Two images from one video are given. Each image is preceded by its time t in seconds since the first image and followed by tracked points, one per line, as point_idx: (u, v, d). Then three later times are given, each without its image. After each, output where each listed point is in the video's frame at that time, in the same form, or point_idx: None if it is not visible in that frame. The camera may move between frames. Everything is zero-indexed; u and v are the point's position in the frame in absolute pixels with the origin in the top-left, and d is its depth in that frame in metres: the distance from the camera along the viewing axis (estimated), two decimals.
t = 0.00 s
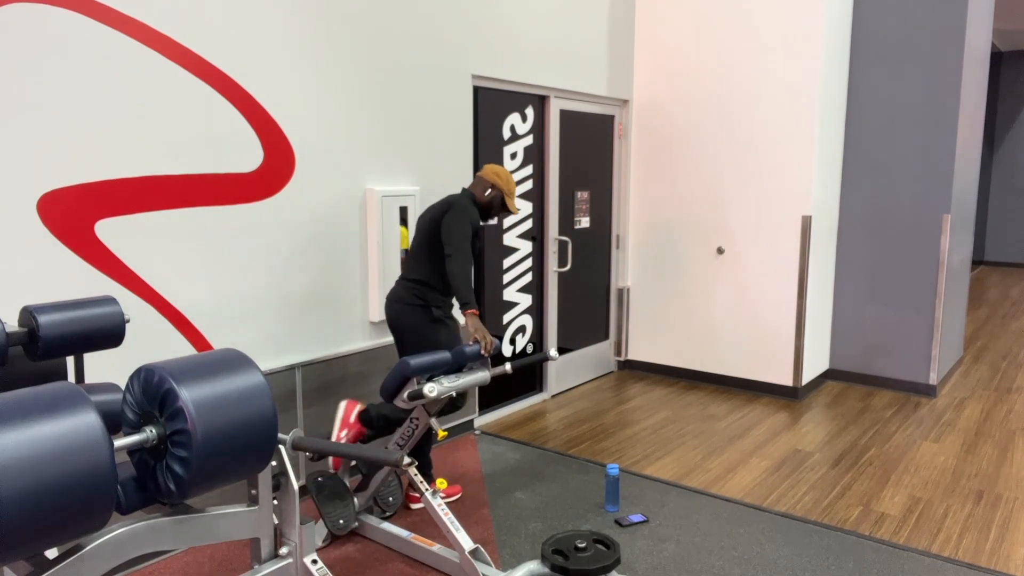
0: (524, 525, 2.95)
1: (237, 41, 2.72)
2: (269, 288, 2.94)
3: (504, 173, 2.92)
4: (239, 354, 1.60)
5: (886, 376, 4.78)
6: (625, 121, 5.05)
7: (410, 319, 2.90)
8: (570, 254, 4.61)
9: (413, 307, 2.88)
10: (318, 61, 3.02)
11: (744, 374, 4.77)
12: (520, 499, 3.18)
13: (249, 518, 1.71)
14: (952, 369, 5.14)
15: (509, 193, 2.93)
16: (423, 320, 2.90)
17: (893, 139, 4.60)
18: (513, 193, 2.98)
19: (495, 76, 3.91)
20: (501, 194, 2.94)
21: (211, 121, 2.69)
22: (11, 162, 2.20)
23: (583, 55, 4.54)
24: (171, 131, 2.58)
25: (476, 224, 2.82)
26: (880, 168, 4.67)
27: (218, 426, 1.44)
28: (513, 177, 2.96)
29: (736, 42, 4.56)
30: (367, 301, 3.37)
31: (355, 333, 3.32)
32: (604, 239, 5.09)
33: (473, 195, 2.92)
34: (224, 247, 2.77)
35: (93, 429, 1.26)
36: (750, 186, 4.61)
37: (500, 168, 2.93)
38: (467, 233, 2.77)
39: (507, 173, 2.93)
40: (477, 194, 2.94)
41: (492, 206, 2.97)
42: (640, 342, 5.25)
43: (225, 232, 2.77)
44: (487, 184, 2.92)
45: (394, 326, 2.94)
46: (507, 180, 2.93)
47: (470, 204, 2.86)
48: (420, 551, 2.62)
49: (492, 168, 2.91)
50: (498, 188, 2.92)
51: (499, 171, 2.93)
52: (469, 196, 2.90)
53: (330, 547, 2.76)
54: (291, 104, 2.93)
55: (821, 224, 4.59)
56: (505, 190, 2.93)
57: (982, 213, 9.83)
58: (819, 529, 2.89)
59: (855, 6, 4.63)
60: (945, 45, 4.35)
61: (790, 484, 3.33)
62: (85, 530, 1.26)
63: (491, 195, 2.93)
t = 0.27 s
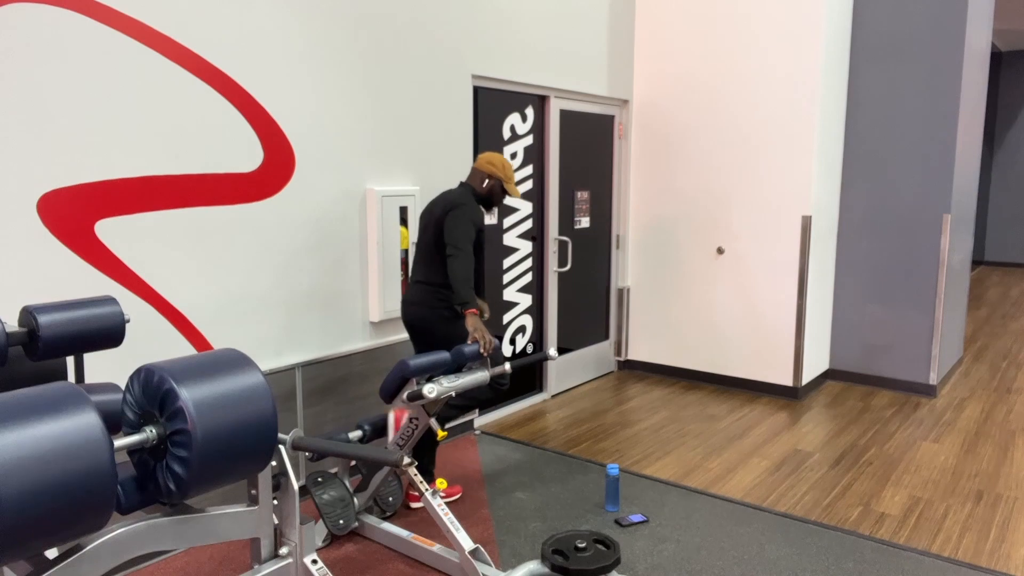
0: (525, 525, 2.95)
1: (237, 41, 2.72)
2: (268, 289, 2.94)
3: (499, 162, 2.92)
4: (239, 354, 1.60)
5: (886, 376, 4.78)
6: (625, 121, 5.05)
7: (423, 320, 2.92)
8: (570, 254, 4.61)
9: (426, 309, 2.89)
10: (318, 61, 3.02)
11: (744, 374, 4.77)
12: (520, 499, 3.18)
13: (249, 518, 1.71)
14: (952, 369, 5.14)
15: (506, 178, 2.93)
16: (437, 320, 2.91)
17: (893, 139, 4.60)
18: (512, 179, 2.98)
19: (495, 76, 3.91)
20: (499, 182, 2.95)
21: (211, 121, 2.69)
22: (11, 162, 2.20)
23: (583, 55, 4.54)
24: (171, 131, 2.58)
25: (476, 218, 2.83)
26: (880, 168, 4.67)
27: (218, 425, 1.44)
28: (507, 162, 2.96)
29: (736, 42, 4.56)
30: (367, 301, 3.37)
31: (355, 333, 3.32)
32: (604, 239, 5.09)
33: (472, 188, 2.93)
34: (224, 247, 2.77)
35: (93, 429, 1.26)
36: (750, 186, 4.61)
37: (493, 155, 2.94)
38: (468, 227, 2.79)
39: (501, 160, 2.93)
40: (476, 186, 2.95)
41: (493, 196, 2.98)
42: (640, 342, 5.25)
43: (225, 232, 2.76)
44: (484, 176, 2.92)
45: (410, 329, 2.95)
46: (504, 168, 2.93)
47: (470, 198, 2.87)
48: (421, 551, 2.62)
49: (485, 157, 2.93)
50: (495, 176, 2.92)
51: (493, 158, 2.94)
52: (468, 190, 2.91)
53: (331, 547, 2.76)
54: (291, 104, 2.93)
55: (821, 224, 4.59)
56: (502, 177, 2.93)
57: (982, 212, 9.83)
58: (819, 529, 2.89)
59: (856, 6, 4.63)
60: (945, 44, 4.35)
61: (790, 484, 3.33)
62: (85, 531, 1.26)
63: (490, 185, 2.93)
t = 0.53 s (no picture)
0: (525, 525, 2.95)
1: (237, 41, 2.73)
2: (269, 288, 2.94)
3: (505, 155, 2.87)
4: (239, 355, 1.60)
5: (886, 376, 4.78)
6: (625, 121, 5.05)
7: (448, 325, 2.89)
8: (570, 254, 4.61)
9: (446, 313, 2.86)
10: (318, 62, 3.02)
11: (744, 374, 4.77)
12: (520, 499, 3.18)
13: (249, 518, 1.71)
14: (952, 369, 5.14)
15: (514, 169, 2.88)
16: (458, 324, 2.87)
17: (893, 138, 4.60)
18: (522, 170, 2.91)
19: (495, 76, 3.91)
20: (506, 175, 2.90)
21: (211, 122, 2.69)
22: (11, 162, 2.20)
23: (582, 55, 4.54)
24: (171, 131, 2.58)
25: (483, 214, 2.79)
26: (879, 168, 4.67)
27: (218, 425, 1.45)
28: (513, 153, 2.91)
29: (736, 42, 4.56)
30: (367, 301, 3.37)
31: (355, 333, 3.32)
32: (604, 239, 5.09)
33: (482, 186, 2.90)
34: (224, 247, 2.77)
35: (93, 429, 1.26)
36: (750, 186, 4.61)
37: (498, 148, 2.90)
38: (474, 225, 2.76)
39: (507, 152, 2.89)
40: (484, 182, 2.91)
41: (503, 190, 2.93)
42: (640, 342, 5.25)
43: (225, 232, 2.77)
44: (491, 172, 2.88)
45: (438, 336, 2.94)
46: (509, 160, 2.88)
47: (479, 196, 2.84)
48: (421, 551, 2.62)
49: (490, 153, 2.90)
50: (501, 169, 2.88)
51: (498, 150, 2.90)
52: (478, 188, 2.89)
53: (331, 547, 2.76)
54: (291, 104, 2.93)
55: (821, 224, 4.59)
56: (509, 168, 2.88)
57: (982, 212, 9.83)
58: (819, 529, 2.89)
59: (856, 6, 4.63)
60: (945, 44, 4.35)
61: (790, 484, 3.33)
62: (85, 531, 1.26)
63: (498, 179, 2.88)
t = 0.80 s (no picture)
0: (525, 525, 2.95)
1: (237, 41, 2.72)
2: (269, 288, 2.94)
3: (519, 153, 2.82)
4: (239, 355, 1.60)
5: (886, 376, 4.78)
6: (625, 121, 5.05)
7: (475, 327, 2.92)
8: (570, 254, 4.61)
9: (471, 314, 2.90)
10: (318, 62, 3.02)
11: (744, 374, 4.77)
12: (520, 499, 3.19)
13: (249, 518, 1.71)
14: (952, 369, 5.14)
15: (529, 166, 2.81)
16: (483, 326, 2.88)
17: (893, 137, 4.60)
18: (540, 167, 2.83)
19: (495, 76, 3.91)
20: (523, 173, 2.84)
21: (211, 121, 2.69)
22: (11, 162, 2.20)
23: (582, 55, 4.54)
24: (171, 131, 2.58)
25: (496, 215, 2.77)
26: (879, 168, 4.67)
27: (218, 425, 1.44)
28: (529, 150, 2.83)
29: (737, 42, 4.56)
30: (367, 301, 3.37)
31: (355, 333, 3.32)
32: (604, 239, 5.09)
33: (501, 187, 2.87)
34: (224, 247, 2.77)
35: (93, 430, 1.26)
36: (751, 185, 4.61)
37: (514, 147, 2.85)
38: (484, 226, 2.76)
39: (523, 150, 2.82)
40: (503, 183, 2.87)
41: (524, 188, 2.87)
42: (640, 342, 5.25)
43: (225, 232, 2.77)
44: (508, 172, 2.85)
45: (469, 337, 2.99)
46: (524, 158, 2.82)
47: (497, 198, 2.84)
48: (421, 551, 2.62)
49: (506, 153, 2.86)
50: (517, 167, 2.82)
51: (514, 149, 2.85)
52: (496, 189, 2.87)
53: (331, 547, 2.76)
54: (291, 103, 2.93)
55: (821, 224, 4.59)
56: (525, 166, 2.82)
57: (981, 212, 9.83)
58: (819, 529, 2.89)
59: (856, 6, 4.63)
60: (945, 44, 4.35)
61: (790, 484, 3.33)
62: (85, 531, 1.26)
63: (515, 178, 2.83)
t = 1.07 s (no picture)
0: (525, 525, 2.95)
1: (237, 41, 2.72)
2: (269, 288, 2.94)
3: (543, 151, 2.85)
4: (239, 354, 1.60)
5: (886, 376, 4.78)
6: (625, 121, 5.05)
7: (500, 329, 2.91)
8: (570, 254, 4.61)
9: (497, 316, 2.89)
10: (318, 62, 3.02)
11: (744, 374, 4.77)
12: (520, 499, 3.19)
13: (249, 518, 1.71)
14: (952, 369, 5.14)
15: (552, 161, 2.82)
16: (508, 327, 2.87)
17: (894, 137, 4.60)
18: (566, 161, 2.83)
19: (495, 76, 3.91)
20: (547, 169, 2.84)
21: (211, 121, 2.69)
22: (11, 161, 2.20)
23: (582, 55, 4.54)
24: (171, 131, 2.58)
25: (525, 215, 2.78)
26: (879, 168, 4.67)
27: (218, 425, 1.44)
28: (554, 146, 2.85)
29: (737, 42, 4.55)
30: (367, 301, 3.37)
31: (355, 333, 3.32)
32: (604, 239, 5.09)
33: (530, 187, 2.90)
34: (224, 247, 2.77)
35: (93, 429, 1.26)
36: (751, 185, 4.61)
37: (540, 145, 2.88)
38: (513, 228, 2.76)
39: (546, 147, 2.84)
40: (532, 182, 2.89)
41: (551, 185, 2.87)
42: (640, 342, 5.25)
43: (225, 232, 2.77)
44: (535, 171, 2.87)
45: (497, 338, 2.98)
46: (548, 155, 2.83)
47: (526, 197, 2.85)
48: (421, 551, 2.62)
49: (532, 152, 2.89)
50: (542, 164, 2.84)
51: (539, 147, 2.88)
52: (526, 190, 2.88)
53: (331, 547, 2.76)
54: (291, 103, 2.93)
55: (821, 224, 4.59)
56: (549, 161, 2.83)
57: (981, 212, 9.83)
58: (819, 529, 2.89)
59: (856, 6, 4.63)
60: (946, 44, 4.35)
61: (790, 484, 3.34)
62: (85, 531, 1.26)
63: (541, 176, 2.85)
